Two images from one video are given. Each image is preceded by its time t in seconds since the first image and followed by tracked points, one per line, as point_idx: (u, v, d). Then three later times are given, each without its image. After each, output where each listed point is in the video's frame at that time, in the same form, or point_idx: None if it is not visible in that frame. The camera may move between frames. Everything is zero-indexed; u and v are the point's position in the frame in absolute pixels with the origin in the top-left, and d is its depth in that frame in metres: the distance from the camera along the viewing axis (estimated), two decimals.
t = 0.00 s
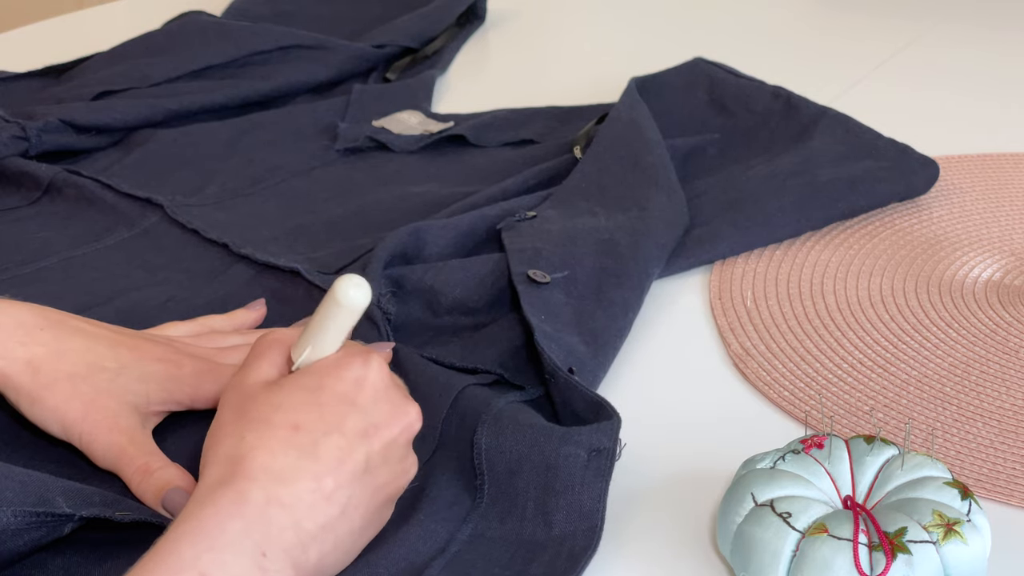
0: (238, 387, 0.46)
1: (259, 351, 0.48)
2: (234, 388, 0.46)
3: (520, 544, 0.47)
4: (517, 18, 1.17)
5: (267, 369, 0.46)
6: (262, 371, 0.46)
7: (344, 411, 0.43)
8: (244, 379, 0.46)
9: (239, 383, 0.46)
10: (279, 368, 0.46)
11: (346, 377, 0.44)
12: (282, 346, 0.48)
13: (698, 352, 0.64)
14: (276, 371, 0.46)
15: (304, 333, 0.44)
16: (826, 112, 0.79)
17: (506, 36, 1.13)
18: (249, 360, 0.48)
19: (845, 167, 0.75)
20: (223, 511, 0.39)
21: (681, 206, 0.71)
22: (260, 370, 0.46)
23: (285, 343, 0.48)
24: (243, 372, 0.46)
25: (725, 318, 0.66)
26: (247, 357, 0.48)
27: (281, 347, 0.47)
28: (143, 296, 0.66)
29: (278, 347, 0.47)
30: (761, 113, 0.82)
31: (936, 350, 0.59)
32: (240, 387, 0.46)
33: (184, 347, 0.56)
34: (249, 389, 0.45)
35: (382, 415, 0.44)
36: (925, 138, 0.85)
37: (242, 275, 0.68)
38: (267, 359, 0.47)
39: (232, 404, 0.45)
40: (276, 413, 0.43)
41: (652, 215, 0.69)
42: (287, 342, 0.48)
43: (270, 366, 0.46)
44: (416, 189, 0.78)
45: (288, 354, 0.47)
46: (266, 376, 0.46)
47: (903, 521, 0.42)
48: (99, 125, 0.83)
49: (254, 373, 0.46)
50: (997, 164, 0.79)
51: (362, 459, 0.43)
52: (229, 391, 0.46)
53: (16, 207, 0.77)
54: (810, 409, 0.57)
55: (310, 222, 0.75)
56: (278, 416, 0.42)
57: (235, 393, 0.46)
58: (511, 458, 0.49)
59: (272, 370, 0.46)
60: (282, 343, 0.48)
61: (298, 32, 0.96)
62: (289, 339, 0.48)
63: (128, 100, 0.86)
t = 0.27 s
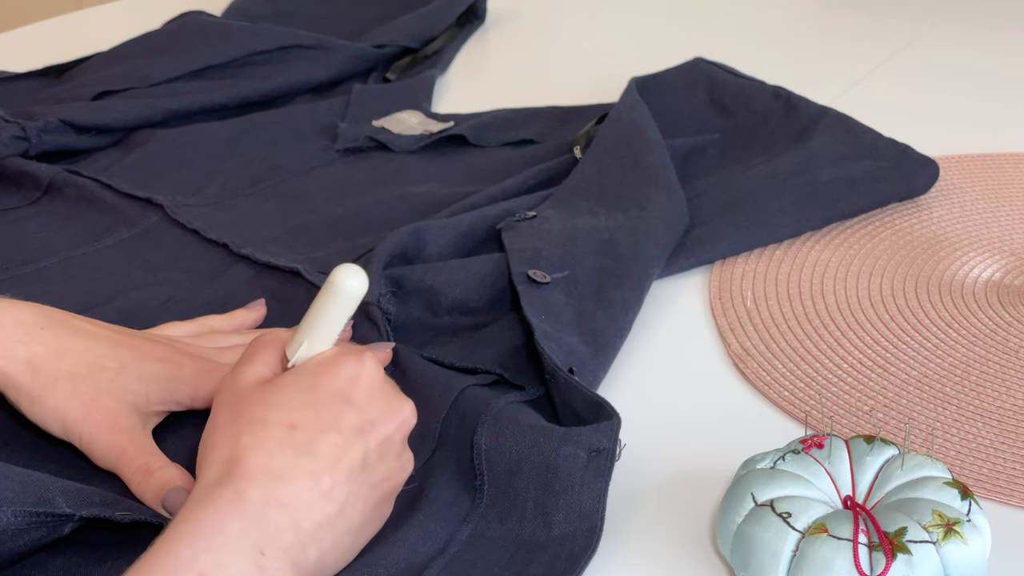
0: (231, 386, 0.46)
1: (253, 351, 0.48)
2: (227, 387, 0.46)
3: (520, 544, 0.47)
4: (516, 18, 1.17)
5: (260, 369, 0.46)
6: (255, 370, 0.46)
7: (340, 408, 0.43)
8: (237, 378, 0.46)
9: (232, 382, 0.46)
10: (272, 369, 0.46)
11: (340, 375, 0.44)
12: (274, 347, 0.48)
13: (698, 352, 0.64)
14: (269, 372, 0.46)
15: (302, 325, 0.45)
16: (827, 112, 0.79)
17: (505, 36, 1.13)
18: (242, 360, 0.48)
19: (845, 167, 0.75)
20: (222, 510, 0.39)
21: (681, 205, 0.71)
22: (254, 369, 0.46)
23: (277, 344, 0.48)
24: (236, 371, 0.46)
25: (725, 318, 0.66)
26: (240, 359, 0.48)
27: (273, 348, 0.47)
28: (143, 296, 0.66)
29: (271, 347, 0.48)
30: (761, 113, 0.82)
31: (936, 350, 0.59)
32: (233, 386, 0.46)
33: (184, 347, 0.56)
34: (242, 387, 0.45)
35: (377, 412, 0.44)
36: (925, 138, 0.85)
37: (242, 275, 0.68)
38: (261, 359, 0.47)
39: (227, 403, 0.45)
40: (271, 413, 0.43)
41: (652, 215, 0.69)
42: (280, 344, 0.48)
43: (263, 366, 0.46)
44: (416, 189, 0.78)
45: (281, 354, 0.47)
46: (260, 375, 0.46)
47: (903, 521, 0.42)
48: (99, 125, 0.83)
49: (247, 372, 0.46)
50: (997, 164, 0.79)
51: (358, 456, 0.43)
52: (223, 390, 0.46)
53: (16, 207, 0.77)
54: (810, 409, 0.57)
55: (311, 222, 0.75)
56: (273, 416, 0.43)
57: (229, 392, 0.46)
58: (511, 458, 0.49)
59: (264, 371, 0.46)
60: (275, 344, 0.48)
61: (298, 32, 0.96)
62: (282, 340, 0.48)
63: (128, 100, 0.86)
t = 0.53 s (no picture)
0: (231, 389, 0.46)
1: (253, 353, 0.48)
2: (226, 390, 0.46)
3: (519, 544, 0.47)
4: (517, 18, 1.17)
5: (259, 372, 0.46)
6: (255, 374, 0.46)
7: (336, 410, 0.43)
8: (237, 381, 0.46)
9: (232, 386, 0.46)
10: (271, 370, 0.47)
11: (338, 376, 0.44)
12: (273, 348, 0.48)
13: (698, 352, 0.64)
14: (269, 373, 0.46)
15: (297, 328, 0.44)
16: (827, 111, 0.79)
17: (506, 36, 1.13)
18: (242, 362, 0.48)
19: (845, 167, 0.75)
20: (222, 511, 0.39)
21: (681, 205, 0.71)
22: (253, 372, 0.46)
23: (276, 345, 0.48)
24: (236, 374, 0.47)
25: (725, 318, 0.66)
26: (239, 360, 0.48)
27: (272, 350, 0.48)
28: (143, 296, 0.66)
29: (269, 349, 0.48)
30: (761, 113, 0.82)
31: (937, 350, 0.59)
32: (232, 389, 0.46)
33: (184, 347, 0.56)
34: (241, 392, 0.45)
35: (374, 413, 0.44)
36: (926, 138, 0.85)
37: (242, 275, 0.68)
38: (260, 362, 0.47)
39: (226, 405, 0.45)
40: (267, 414, 0.43)
41: (652, 215, 0.69)
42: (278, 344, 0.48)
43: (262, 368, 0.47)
44: (416, 189, 0.78)
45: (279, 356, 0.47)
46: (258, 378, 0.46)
47: (903, 521, 0.42)
48: (99, 125, 0.83)
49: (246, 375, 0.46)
50: (997, 164, 0.79)
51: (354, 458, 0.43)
52: (222, 394, 0.46)
53: (16, 207, 0.77)
54: (810, 409, 0.57)
55: (310, 222, 0.75)
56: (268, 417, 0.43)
57: (228, 395, 0.46)
58: (510, 459, 0.49)
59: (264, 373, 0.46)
60: (273, 345, 0.48)
61: (298, 31, 0.96)
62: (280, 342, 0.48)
63: (128, 100, 0.86)
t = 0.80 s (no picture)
0: (228, 386, 0.46)
1: (251, 351, 0.48)
2: (223, 387, 0.46)
3: (519, 544, 0.47)
4: (517, 18, 1.17)
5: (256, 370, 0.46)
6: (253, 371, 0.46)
7: (335, 411, 0.43)
8: (234, 378, 0.46)
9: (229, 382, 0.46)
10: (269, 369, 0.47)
11: (335, 377, 0.44)
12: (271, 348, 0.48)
13: (697, 352, 0.64)
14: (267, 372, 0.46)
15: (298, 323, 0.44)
16: (827, 111, 0.79)
17: (506, 36, 1.13)
18: (238, 359, 0.48)
19: (845, 167, 0.75)
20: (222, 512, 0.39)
21: (681, 205, 0.71)
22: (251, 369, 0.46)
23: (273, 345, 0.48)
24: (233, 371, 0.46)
25: (725, 318, 0.66)
26: (235, 358, 0.48)
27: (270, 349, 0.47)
28: (143, 296, 0.66)
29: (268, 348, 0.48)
30: (761, 113, 0.82)
31: (936, 350, 0.59)
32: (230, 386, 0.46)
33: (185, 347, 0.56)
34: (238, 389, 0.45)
35: (372, 414, 0.44)
36: (925, 138, 0.85)
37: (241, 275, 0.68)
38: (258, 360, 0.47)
39: (221, 406, 0.45)
40: (265, 416, 0.43)
41: (652, 215, 0.69)
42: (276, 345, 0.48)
43: (261, 367, 0.47)
44: (416, 189, 0.78)
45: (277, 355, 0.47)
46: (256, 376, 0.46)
47: (903, 521, 0.42)
48: (99, 125, 0.83)
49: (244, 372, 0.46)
50: (997, 164, 0.79)
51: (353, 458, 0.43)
52: (219, 390, 0.46)
53: (16, 207, 0.77)
54: (810, 409, 0.57)
55: (310, 222, 0.75)
56: (266, 420, 0.43)
57: (225, 392, 0.46)
58: (510, 459, 0.49)
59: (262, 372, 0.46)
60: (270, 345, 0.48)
61: (298, 31, 0.96)
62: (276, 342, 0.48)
63: (128, 100, 0.86)
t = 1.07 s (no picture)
0: (250, 358, 0.44)
1: (280, 325, 0.46)
2: (245, 358, 0.44)
3: (519, 544, 0.48)
4: (516, 18, 1.17)
5: (282, 349, 0.44)
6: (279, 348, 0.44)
7: (355, 408, 0.42)
8: (260, 351, 0.44)
9: (253, 354, 0.44)
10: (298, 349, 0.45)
11: (361, 373, 0.43)
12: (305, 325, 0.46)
13: (696, 351, 0.64)
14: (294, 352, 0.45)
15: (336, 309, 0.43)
16: (827, 111, 0.79)
17: (505, 36, 1.13)
18: (266, 330, 0.46)
19: (844, 167, 0.75)
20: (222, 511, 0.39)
21: (681, 205, 0.71)
22: (278, 346, 0.44)
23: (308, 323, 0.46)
24: (259, 345, 0.44)
25: (725, 318, 0.66)
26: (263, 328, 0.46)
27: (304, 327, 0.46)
28: (143, 296, 0.66)
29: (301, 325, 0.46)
30: (761, 113, 0.82)
31: (936, 350, 0.60)
32: (252, 359, 0.44)
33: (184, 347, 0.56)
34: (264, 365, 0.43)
35: (390, 417, 0.43)
36: (925, 138, 0.85)
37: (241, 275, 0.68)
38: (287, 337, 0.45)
39: (241, 374, 0.43)
40: (284, 401, 0.41)
41: (652, 215, 0.69)
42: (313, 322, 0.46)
43: (290, 346, 0.45)
44: (416, 189, 0.78)
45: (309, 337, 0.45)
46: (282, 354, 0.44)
47: (903, 521, 0.42)
48: (99, 125, 0.83)
49: (272, 348, 0.44)
50: (996, 164, 0.79)
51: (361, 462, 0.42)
52: (240, 360, 0.44)
53: (16, 207, 0.77)
54: (810, 409, 0.57)
55: (310, 222, 0.75)
56: (286, 401, 0.41)
57: (248, 363, 0.44)
58: (510, 459, 0.49)
59: (289, 350, 0.44)
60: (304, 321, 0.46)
61: (298, 31, 0.96)
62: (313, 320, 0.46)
63: (128, 100, 0.86)
